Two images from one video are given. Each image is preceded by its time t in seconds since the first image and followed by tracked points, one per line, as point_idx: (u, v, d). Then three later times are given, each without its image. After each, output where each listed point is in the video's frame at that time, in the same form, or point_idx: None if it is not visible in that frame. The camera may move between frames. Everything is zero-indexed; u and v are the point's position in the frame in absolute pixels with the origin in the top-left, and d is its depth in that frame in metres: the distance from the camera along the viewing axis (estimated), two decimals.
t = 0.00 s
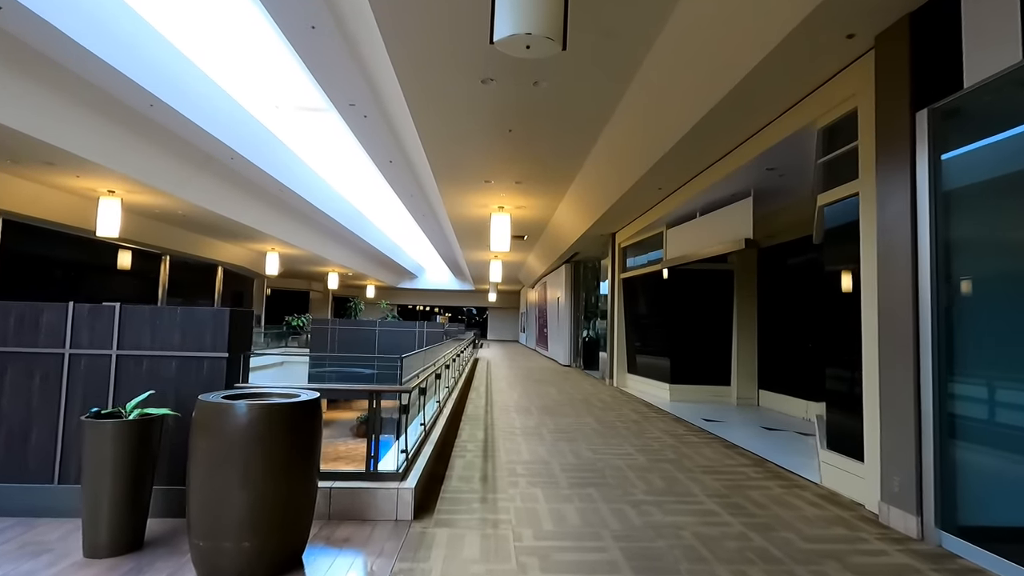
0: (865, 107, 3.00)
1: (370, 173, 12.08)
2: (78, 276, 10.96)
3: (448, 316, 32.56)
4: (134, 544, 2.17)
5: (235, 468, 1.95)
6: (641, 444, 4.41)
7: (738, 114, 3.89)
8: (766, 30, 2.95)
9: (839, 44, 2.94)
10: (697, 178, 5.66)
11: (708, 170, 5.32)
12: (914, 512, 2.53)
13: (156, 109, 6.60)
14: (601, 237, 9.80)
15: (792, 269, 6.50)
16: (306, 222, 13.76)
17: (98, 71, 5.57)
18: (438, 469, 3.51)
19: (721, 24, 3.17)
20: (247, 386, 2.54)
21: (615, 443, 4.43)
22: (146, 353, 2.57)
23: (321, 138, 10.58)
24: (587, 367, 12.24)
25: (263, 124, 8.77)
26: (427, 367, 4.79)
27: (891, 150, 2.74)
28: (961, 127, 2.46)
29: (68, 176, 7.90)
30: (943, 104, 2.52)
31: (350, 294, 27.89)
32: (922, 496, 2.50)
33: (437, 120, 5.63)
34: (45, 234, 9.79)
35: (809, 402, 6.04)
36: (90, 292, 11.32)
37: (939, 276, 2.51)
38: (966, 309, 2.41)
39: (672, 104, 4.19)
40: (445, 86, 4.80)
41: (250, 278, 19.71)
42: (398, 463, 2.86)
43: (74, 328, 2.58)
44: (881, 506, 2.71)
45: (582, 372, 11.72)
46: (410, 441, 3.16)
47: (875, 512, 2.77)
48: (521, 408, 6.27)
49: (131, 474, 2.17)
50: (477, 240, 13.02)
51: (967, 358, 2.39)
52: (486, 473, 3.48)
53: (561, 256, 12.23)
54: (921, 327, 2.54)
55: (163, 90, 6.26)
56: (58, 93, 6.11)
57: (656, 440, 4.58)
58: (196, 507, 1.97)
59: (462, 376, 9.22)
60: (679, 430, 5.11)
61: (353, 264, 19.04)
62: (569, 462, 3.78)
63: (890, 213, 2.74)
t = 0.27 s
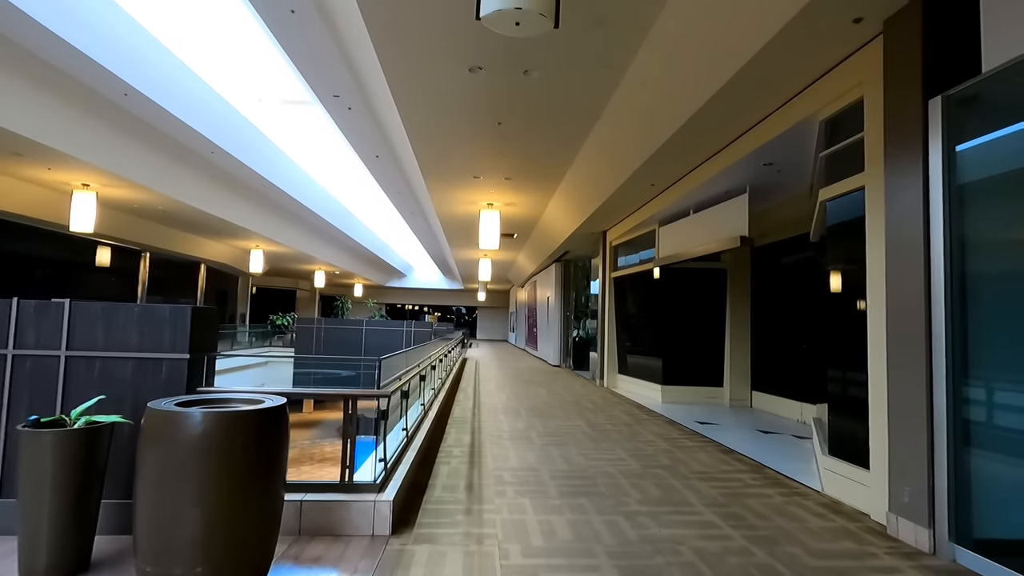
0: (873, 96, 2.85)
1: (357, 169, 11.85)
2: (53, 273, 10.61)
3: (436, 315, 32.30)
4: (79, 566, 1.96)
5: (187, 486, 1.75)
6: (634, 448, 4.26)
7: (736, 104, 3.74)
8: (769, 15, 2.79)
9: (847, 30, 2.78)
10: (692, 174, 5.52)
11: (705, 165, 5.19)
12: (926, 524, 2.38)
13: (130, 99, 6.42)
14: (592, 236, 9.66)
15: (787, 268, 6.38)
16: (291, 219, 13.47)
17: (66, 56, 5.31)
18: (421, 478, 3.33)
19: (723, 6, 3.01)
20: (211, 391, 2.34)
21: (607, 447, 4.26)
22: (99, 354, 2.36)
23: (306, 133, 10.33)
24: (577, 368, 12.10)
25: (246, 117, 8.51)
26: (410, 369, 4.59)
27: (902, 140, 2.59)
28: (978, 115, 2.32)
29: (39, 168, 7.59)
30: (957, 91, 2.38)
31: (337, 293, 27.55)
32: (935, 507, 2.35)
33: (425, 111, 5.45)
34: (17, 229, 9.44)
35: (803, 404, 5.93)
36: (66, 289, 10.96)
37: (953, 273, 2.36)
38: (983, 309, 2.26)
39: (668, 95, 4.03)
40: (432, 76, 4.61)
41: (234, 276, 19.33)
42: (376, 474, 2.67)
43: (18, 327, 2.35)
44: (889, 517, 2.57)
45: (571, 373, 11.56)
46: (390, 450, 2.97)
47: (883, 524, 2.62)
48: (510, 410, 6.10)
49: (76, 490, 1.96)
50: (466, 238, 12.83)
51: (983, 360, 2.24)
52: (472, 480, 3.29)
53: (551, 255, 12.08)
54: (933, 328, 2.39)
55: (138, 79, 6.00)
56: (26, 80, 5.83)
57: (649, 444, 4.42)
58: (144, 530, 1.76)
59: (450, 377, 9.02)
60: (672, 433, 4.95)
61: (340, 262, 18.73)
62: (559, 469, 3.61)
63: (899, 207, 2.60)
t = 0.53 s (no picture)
0: (883, 85, 2.71)
1: (345, 166, 11.62)
2: (29, 271, 10.28)
3: (427, 315, 32.05)
4: None
5: (137, 510, 1.57)
6: (628, 454, 4.11)
7: (737, 96, 3.60)
8: None
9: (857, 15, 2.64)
10: (687, 170, 5.39)
11: (701, 161, 5.05)
12: (941, 539, 2.24)
13: (106, 91, 6.23)
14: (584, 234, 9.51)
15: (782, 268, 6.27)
16: (278, 216, 13.21)
17: (34, 42, 5.07)
18: (405, 487, 3.17)
19: None
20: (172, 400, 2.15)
21: (600, 453, 4.10)
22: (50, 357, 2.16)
23: (292, 128, 10.10)
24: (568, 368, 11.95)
25: (229, 110, 8.28)
26: (395, 371, 4.42)
27: (915, 131, 2.45)
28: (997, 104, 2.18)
29: (12, 162, 7.30)
30: (974, 79, 2.25)
31: (326, 292, 27.23)
32: (951, 520, 2.21)
33: (413, 104, 5.27)
34: None
35: (799, 407, 5.81)
36: (43, 287, 10.64)
37: (970, 272, 2.22)
38: (1003, 310, 2.13)
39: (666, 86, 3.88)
40: (420, 66, 4.42)
41: (220, 275, 18.98)
42: (357, 486, 2.54)
43: None
44: (899, 529, 2.44)
45: (562, 374, 11.41)
46: (372, 460, 2.84)
47: (893, 537, 2.48)
48: (500, 412, 5.93)
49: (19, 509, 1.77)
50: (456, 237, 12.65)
51: (1003, 364, 2.11)
52: (460, 490, 3.12)
53: (543, 254, 11.92)
54: (948, 330, 2.26)
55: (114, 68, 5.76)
56: None
57: (644, 449, 4.27)
58: (89, 559, 1.58)
59: (439, 378, 8.84)
60: (667, 436, 4.81)
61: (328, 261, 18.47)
62: (551, 476, 3.44)
63: (911, 202, 2.46)
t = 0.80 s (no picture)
0: (897, 73, 2.59)
1: (335, 163, 11.43)
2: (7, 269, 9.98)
3: (418, 316, 31.83)
4: None
5: (86, 532, 1.39)
6: (626, 459, 3.97)
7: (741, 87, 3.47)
8: None
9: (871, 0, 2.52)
10: (686, 167, 5.27)
11: (701, 157, 4.94)
12: (964, 552, 2.11)
13: (84, 82, 6.05)
14: (578, 234, 9.39)
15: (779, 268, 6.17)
16: (266, 215, 12.97)
17: (15, 34, 4.95)
18: (394, 496, 3.02)
19: None
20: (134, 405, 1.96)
21: (597, 458, 3.95)
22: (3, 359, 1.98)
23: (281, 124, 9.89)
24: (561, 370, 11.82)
25: (214, 105, 8.07)
26: (384, 374, 4.24)
27: (934, 121, 2.33)
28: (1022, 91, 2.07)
29: None
30: (998, 65, 2.12)
31: (315, 292, 26.92)
32: (975, 533, 2.08)
33: (405, 97, 5.11)
34: None
35: (797, 410, 5.70)
36: (22, 286, 10.33)
37: (994, 270, 2.10)
38: None
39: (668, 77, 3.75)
40: (412, 57, 4.27)
41: (207, 274, 18.65)
42: (341, 497, 2.40)
43: None
44: (916, 541, 2.32)
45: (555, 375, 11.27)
46: (358, 470, 2.69)
47: (910, 549, 2.35)
48: (492, 415, 5.77)
49: None
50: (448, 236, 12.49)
51: None
52: (451, 500, 2.95)
53: (535, 254, 11.79)
54: (969, 329, 2.15)
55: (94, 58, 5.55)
56: None
57: (642, 454, 4.13)
58: None
59: (430, 380, 8.67)
60: (665, 440, 4.67)
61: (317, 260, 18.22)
62: (548, 484, 3.29)
63: (930, 196, 2.34)
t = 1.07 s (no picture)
0: (914, 63, 2.46)
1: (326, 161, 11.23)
2: None
3: (410, 315, 31.61)
4: None
5: (28, 572, 1.23)
6: (625, 466, 3.83)
7: (745, 80, 3.34)
8: None
9: None
10: (685, 165, 5.15)
11: (701, 154, 4.81)
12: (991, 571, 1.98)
13: (63, 73, 5.87)
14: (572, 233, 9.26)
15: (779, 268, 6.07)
16: (255, 212, 12.74)
17: None
18: (383, 509, 2.87)
19: None
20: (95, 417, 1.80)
21: (595, 466, 3.81)
22: None
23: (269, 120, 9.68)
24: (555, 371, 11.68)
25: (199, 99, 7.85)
26: (374, 379, 4.07)
27: (957, 113, 2.20)
28: None
29: None
30: None
31: (306, 292, 26.63)
32: (1003, 551, 1.95)
33: (395, 90, 4.93)
34: None
35: (798, 413, 5.60)
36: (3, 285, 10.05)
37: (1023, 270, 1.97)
38: None
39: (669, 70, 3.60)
40: (402, 47, 4.10)
41: (196, 273, 18.36)
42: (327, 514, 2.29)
43: None
44: (936, 559, 2.19)
45: (549, 376, 11.13)
46: (343, 484, 2.56)
47: (930, 566, 2.22)
48: (485, 419, 5.62)
49: None
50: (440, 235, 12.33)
51: None
52: (443, 513, 2.80)
53: (529, 253, 11.65)
54: (997, 334, 2.02)
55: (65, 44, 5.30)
56: None
57: (641, 460, 3.99)
58: None
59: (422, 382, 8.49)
60: (665, 446, 4.53)
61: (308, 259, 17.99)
62: (546, 494, 3.14)
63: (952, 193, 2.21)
